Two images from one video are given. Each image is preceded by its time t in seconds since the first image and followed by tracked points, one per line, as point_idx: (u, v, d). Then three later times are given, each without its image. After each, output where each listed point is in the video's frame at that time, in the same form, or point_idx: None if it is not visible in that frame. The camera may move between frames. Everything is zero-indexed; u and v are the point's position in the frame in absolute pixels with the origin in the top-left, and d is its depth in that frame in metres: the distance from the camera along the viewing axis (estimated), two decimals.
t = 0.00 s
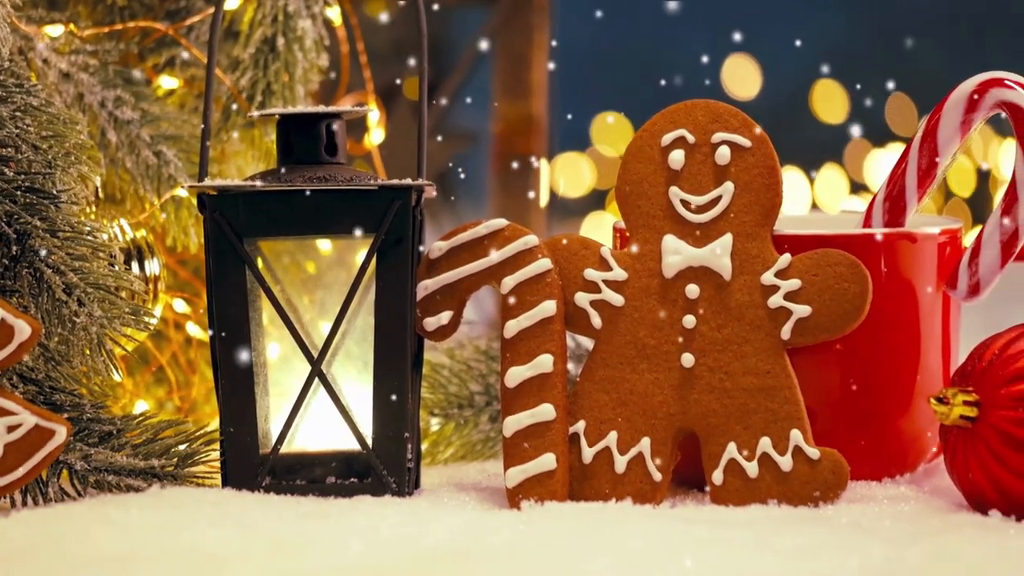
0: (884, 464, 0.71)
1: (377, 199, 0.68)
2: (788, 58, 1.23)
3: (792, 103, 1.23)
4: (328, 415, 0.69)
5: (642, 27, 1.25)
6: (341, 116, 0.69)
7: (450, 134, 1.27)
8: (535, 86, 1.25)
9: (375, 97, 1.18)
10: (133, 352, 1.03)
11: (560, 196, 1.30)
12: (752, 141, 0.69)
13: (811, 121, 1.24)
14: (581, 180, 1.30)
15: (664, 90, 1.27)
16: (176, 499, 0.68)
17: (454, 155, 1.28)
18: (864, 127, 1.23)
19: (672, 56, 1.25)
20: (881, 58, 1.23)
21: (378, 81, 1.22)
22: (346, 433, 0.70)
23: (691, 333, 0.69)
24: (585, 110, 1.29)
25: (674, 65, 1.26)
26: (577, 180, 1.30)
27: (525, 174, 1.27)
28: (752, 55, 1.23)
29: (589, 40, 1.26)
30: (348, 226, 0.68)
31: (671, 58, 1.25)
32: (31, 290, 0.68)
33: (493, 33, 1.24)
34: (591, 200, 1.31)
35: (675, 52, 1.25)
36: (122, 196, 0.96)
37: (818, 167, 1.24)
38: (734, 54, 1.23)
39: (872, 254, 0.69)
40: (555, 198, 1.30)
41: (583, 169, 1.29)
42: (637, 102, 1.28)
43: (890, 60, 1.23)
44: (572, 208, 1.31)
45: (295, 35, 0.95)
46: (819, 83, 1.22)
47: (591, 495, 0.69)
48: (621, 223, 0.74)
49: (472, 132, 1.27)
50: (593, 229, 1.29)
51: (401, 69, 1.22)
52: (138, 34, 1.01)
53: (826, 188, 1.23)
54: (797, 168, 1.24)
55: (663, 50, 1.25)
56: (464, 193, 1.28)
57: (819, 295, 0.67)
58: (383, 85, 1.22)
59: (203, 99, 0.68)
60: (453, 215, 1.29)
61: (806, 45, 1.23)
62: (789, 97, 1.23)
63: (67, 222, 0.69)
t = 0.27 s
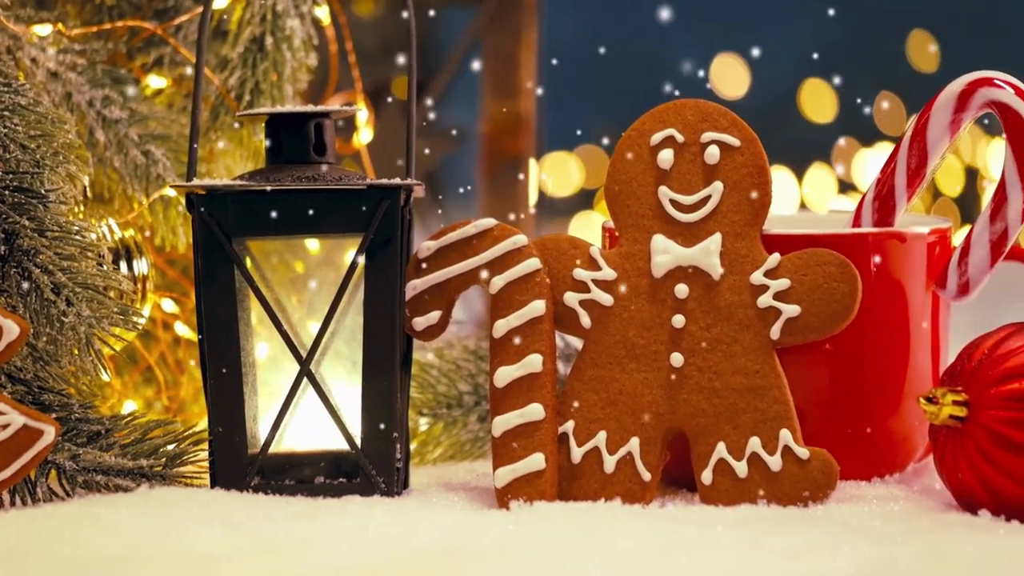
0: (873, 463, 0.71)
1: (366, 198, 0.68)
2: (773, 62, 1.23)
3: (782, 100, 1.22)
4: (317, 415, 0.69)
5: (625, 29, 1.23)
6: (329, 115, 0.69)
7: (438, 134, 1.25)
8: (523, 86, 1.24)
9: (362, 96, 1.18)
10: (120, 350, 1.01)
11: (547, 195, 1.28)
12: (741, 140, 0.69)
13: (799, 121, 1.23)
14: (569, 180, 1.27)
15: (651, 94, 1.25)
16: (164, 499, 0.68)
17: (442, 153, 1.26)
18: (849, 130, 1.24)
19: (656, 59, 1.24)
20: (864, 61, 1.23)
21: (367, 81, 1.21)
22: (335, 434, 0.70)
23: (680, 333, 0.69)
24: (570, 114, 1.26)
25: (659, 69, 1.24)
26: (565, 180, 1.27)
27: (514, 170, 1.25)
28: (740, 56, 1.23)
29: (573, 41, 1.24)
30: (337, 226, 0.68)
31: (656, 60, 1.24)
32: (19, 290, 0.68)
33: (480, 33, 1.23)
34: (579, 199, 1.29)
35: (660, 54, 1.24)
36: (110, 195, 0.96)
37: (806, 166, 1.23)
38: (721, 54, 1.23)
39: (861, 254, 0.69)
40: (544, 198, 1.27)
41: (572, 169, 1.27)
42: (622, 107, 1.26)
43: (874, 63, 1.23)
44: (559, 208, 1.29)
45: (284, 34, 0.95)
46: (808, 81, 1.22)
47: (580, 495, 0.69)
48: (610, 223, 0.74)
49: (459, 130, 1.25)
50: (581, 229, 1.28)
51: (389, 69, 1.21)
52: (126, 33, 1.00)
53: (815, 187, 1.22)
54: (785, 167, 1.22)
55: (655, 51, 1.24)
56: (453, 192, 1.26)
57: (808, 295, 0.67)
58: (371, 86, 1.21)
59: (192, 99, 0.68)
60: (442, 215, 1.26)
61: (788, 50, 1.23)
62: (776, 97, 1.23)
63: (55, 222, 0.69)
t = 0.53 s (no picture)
0: (862, 463, 0.71)
1: (355, 198, 0.68)
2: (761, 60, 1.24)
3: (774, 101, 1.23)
4: (306, 415, 0.69)
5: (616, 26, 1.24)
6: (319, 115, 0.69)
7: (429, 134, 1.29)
8: (512, 85, 1.26)
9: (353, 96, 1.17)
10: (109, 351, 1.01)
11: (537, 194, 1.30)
12: (731, 139, 0.69)
13: (787, 120, 1.23)
14: (558, 179, 1.29)
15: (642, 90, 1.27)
16: (153, 499, 0.68)
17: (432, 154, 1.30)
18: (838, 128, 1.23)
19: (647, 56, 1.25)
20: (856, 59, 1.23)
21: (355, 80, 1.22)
22: (324, 433, 0.70)
23: (670, 333, 0.69)
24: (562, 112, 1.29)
25: (649, 68, 1.26)
26: (554, 178, 1.29)
27: (504, 170, 1.28)
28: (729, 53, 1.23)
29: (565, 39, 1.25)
30: (326, 226, 0.68)
31: (644, 58, 1.25)
32: (8, 290, 0.67)
33: (470, 33, 1.25)
34: (567, 198, 1.31)
35: (648, 53, 1.25)
36: (99, 195, 0.96)
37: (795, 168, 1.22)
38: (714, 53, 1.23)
39: (851, 254, 0.69)
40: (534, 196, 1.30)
41: (560, 168, 1.29)
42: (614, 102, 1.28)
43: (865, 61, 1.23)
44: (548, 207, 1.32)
45: (273, 33, 0.94)
46: (798, 81, 1.21)
47: (569, 494, 0.69)
48: (600, 223, 0.74)
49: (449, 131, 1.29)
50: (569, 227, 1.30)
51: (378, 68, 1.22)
52: (115, 33, 1.00)
53: (803, 187, 1.21)
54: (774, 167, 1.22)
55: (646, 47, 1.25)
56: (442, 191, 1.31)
57: (798, 295, 0.67)
58: (360, 85, 1.22)
59: (181, 99, 0.68)
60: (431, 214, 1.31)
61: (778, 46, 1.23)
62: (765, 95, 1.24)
63: (44, 222, 0.69)
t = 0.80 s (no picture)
0: (851, 463, 0.71)
1: (344, 198, 0.68)
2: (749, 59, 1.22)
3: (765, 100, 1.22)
4: (294, 414, 0.69)
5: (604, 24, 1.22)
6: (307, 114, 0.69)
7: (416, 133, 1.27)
8: (501, 85, 1.24)
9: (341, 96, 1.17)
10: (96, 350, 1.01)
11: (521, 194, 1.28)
12: (720, 139, 0.69)
13: (777, 121, 1.22)
14: (546, 179, 1.26)
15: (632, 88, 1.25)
16: (142, 499, 0.68)
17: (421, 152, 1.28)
18: (827, 128, 1.22)
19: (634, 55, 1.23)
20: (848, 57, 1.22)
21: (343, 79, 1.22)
22: (312, 433, 0.70)
23: (658, 332, 0.69)
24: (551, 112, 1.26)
25: (637, 65, 1.24)
26: (541, 178, 1.26)
27: (492, 170, 1.26)
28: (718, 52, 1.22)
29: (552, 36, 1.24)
30: (315, 226, 0.68)
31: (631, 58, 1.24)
32: None
33: (457, 32, 1.24)
34: (554, 197, 1.29)
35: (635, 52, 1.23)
36: (87, 194, 0.96)
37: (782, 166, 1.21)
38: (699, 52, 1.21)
39: (840, 253, 0.69)
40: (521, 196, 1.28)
41: (548, 168, 1.26)
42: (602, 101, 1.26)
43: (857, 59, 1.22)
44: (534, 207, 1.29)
45: (261, 32, 0.94)
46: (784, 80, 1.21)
47: (558, 494, 0.68)
48: (589, 222, 0.74)
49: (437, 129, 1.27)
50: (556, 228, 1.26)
51: (366, 68, 1.22)
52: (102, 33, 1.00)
53: (791, 187, 1.20)
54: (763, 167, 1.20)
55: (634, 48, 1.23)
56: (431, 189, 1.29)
57: (787, 295, 0.67)
58: (347, 84, 1.21)
59: (168, 98, 0.68)
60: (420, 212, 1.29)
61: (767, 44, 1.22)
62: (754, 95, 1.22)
63: (32, 222, 0.69)
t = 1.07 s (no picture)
0: (840, 462, 0.71)
1: (332, 198, 0.68)
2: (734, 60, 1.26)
3: (751, 106, 1.26)
4: (282, 414, 0.69)
5: (593, 18, 1.25)
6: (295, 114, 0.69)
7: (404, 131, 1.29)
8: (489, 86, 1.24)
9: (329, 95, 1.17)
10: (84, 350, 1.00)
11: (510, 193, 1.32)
12: (709, 139, 0.69)
13: (760, 122, 1.28)
14: (534, 177, 1.30)
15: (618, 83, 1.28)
16: (130, 499, 0.68)
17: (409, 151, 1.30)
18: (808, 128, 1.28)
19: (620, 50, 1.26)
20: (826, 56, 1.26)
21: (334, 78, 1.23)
22: (300, 433, 0.69)
23: (647, 332, 0.69)
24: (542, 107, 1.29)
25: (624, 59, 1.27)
26: (529, 177, 1.30)
27: (480, 171, 1.26)
28: (705, 50, 1.26)
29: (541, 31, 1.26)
30: (303, 226, 0.68)
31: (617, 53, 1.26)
32: None
33: (445, 32, 1.24)
34: (543, 198, 1.34)
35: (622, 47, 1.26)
36: (75, 194, 0.96)
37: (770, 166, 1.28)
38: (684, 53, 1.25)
39: (829, 253, 0.69)
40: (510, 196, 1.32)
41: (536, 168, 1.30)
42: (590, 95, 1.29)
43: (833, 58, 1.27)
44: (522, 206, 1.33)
45: (249, 32, 0.94)
46: (771, 81, 1.25)
47: (547, 494, 0.68)
48: (578, 222, 0.73)
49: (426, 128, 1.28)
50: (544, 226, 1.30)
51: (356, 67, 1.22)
52: (90, 31, 0.99)
53: (779, 186, 1.27)
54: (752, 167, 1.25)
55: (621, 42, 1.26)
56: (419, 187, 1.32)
57: (776, 294, 0.67)
58: (337, 82, 1.22)
59: (156, 97, 0.68)
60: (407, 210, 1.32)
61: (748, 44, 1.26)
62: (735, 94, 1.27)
63: (19, 221, 0.69)
